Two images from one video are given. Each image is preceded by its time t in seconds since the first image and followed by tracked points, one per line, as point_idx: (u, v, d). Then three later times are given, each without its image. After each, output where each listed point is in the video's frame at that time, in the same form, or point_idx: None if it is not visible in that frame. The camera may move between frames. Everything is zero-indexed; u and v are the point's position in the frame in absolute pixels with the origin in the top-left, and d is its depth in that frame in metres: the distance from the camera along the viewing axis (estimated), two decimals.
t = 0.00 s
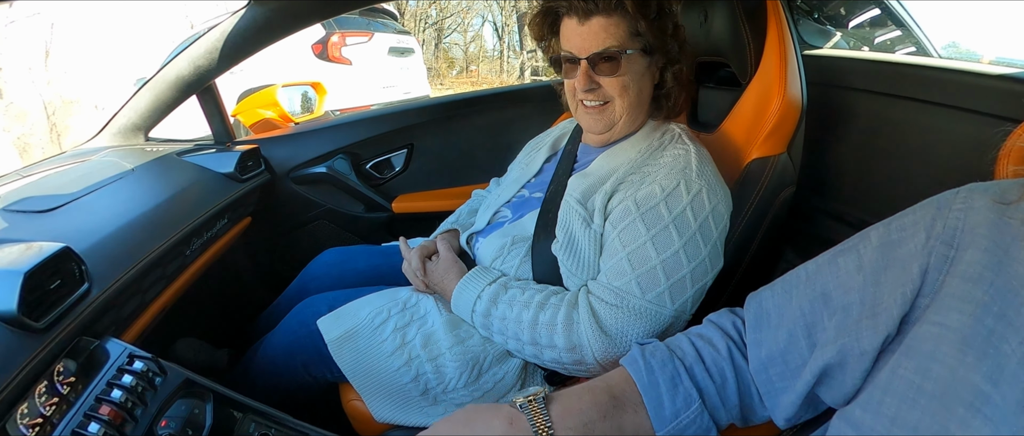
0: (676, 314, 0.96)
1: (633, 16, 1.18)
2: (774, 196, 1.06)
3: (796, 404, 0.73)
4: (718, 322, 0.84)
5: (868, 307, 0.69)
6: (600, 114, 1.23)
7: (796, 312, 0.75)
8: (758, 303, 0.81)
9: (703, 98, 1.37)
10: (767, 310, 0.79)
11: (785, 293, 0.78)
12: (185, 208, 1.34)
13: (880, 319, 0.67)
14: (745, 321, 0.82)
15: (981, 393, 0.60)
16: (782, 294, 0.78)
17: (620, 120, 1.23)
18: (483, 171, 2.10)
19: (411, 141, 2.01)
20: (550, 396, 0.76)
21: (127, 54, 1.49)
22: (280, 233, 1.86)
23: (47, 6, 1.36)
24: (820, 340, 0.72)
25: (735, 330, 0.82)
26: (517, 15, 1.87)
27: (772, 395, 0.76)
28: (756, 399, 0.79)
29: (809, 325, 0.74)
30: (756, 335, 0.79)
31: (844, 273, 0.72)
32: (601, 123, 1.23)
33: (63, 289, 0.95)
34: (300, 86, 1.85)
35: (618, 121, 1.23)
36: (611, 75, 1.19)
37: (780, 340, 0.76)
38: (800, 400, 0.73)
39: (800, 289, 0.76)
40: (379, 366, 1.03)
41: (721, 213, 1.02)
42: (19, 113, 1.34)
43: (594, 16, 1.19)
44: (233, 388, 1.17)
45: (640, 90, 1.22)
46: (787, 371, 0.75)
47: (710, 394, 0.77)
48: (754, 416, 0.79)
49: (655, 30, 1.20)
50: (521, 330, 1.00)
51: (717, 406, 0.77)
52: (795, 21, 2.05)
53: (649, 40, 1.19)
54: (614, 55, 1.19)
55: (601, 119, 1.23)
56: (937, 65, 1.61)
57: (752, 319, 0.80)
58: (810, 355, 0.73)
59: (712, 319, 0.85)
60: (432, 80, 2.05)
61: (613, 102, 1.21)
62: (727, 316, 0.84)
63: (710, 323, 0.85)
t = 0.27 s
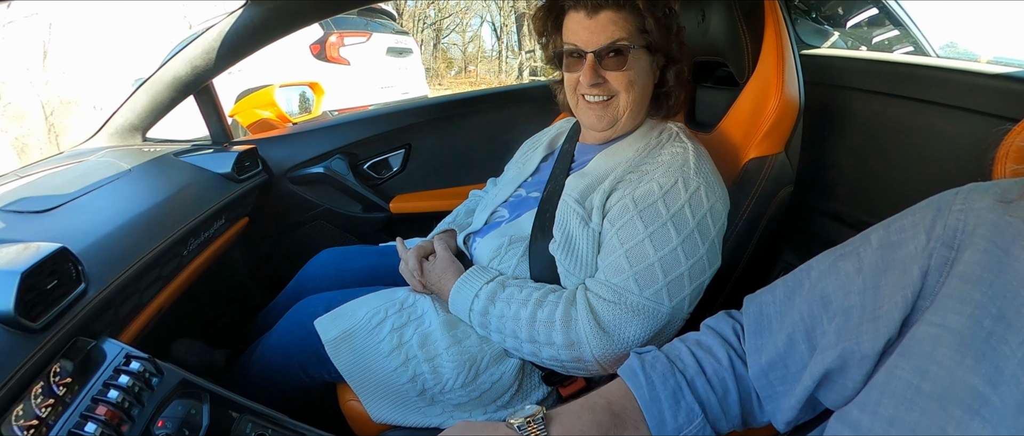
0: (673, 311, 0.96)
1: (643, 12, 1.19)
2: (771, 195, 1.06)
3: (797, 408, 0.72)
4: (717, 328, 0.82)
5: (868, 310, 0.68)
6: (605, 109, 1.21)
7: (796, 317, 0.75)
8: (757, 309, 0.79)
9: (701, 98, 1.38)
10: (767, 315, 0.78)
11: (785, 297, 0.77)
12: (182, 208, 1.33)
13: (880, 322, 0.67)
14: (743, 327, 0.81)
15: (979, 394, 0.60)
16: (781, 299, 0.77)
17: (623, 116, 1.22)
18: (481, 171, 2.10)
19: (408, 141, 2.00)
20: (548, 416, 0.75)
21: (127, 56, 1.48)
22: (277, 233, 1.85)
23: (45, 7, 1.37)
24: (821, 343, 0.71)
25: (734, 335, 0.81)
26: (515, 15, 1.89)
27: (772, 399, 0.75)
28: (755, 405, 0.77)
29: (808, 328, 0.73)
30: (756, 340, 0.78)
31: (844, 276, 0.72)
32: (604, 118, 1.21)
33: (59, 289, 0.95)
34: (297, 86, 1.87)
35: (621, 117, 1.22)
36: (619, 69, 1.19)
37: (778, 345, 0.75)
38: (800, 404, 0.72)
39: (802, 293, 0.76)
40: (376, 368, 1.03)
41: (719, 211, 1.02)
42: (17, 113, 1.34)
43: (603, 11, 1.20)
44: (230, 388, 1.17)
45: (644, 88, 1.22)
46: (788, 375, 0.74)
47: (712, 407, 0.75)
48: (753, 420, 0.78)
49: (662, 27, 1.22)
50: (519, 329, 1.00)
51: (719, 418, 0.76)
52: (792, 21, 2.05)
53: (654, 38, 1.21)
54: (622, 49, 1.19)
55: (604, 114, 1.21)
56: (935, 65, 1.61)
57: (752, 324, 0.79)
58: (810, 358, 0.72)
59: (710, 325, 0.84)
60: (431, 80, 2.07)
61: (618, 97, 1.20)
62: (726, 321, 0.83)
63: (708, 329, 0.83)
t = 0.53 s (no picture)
0: (674, 302, 0.95)
1: (663, 10, 1.20)
2: (772, 192, 1.06)
3: (796, 408, 0.72)
4: (716, 329, 0.82)
5: (867, 309, 0.69)
6: (619, 104, 1.20)
7: (795, 317, 0.74)
8: (756, 309, 0.79)
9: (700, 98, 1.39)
10: (768, 315, 0.77)
11: (785, 297, 0.77)
12: (181, 208, 1.33)
13: (879, 322, 0.67)
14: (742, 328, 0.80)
15: (978, 392, 0.60)
16: (782, 299, 0.77)
17: (636, 112, 1.22)
18: (480, 171, 2.10)
19: (407, 140, 2.00)
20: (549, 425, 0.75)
21: (124, 55, 1.48)
22: (276, 233, 1.85)
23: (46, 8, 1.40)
24: (821, 342, 0.71)
25: (734, 335, 0.80)
26: (515, 15, 1.95)
27: (772, 398, 0.75)
28: (755, 404, 0.77)
29: (807, 327, 0.73)
30: (756, 338, 0.77)
31: (844, 276, 0.72)
32: (616, 114, 1.21)
33: (57, 289, 0.95)
34: (295, 86, 1.86)
35: (634, 113, 1.22)
36: (636, 65, 1.20)
37: (778, 345, 0.74)
38: (800, 403, 0.72)
39: (803, 292, 0.75)
40: (375, 367, 1.03)
41: (720, 204, 1.02)
42: (14, 113, 1.33)
43: (624, 6, 1.20)
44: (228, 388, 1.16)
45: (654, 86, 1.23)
46: (788, 374, 0.74)
47: (712, 408, 0.76)
48: (754, 419, 0.78)
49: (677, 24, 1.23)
50: (521, 319, 1.00)
51: (719, 419, 0.76)
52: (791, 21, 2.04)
53: (667, 38, 1.22)
54: (640, 45, 1.20)
55: (617, 109, 1.20)
56: (934, 65, 1.62)
57: (751, 324, 0.78)
58: (809, 357, 0.72)
59: (709, 325, 0.83)
60: (428, 81, 2.06)
61: (632, 92, 1.20)
62: (726, 321, 0.82)
63: (708, 330, 0.83)
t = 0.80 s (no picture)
0: (674, 294, 0.95)
1: (675, 13, 1.21)
2: (769, 191, 1.06)
3: (794, 408, 0.72)
4: (714, 331, 0.81)
5: (865, 310, 0.69)
6: (627, 104, 1.21)
7: (793, 319, 0.74)
8: (754, 310, 0.79)
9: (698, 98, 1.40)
10: (766, 317, 0.77)
11: (784, 298, 0.76)
12: (180, 210, 1.33)
13: (876, 322, 0.67)
14: (740, 330, 0.80)
15: (973, 392, 0.60)
16: (780, 300, 0.76)
17: (643, 112, 1.22)
18: (479, 171, 2.11)
19: (406, 141, 2.00)
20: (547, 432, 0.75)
21: (123, 55, 1.46)
22: (275, 234, 1.85)
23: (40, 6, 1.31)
24: (818, 343, 0.71)
25: (732, 337, 0.80)
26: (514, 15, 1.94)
27: (770, 399, 0.75)
28: (754, 405, 0.77)
29: (805, 328, 0.73)
30: (754, 339, 0.77)
31: (841, 277, 0.72)
32: (624, 114, 1.21)
33: (57, 290, 0.95)
34: (295, 87, 1.85)
35: (641, 113, 1.22)
36: (647, 66, 1.20)
37: (776, 346, 0.74)
38: (797, 405, 0.72)
39: (802, 293, 0.75)
40: (374, 368, 1.03)
41: (721, 200, 1.03)
42: (14, 114, 1.32)
43: (636, 7, 1.21)
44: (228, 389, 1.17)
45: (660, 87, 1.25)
46: (786, 375, 0.74)
47: (711, 411, 0.75)
48: (753, 419, 0.78)
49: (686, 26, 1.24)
50: (522, 312, 1.00)
51: (718, 422, 0.75)
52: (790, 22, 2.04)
53: (675, 41, 1.24)
54: (650, 46, 1.21)
55: (626, 109, 1.21)
56: (932, 65, 1.62)
57: (750, 325, 0.78)
58: (807, 358, 0.72)
59: (707, 327, 0.83)
60: (427, 81, 2.02)
61: (641, 92, 1.21)
62: (723, 323, 0.82)
63: (705, 333, 0.82)
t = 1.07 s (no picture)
0: (675, 290, 0.94)
1: (678, 13, 1.22)
2: (770, 190, 1.05)
3: (797, 408, 0.71)
4: (715, 333, 0.79)
5: (869, 309, 0.68)
6: (629, 102, 1.20)
7: (796, 319, 0.73)
8: (754, 310, 0.77)
9: (698, 97, 1.39)
10: (768, 317, 0.75)
11: (786, 299, 0.75)
12: (177, 209, 1.33)
13: (881, 320, 0.67)
14: (741, 331, 0.78)
15: (980, 390, 0.60)
16: (783, 298, 0.75)
17: (644, 111, 1.22)
18: (478, 171, 2.10)
19: (404, 140, 2.00)
20: None
21: (123, 56, 1.47)
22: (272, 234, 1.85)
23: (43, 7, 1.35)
24: (822, 342, 0.71)
25: (733, 338, 0.78)
26: (513, 16, 1.94)
27: (773, 399, 0.74)
28: (757, 405, 0.76)
29: (808, 327, 0.72)
30: (755, 339, 0.75)
31: (844, 275, 0.72)
32: (626, 113, 1.21)
33: (52, 290, 0.94)
34: (293, 86, 1.84)
35: (642, 112, 1.22)
36: (649, 65, 1.20)
37: (778, 347, 0.73)
38: (801, 404, 0.71)
39: (804, 292, 0.74)
40: (372, 369, 1.02)
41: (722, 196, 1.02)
42: (11, 114, 1.32)
43: (640, 6, 1.21)
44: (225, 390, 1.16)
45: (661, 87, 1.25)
46: (789, 374, 0.73)
47: (715, 417, 0.73)
48: (755, 419, 0.77)
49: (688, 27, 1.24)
50: (522, 309, 0.99)
51: (723, 426, 0.74)
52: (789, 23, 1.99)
53: (676, 41, 1.25)
54: (653, 46, 1.20)
55: (628, 108, 1.20)
56: (932, 64, 1.62)
57: (751, 325, 0.76)
58: (809, 357, 0.72)
59: (707, 328, 0.81)
60: (426, 81, 2.04)
61: (643, 91, 1.20)
62: (723, 324, 0.80)
63: (705, 335, 0.80)
